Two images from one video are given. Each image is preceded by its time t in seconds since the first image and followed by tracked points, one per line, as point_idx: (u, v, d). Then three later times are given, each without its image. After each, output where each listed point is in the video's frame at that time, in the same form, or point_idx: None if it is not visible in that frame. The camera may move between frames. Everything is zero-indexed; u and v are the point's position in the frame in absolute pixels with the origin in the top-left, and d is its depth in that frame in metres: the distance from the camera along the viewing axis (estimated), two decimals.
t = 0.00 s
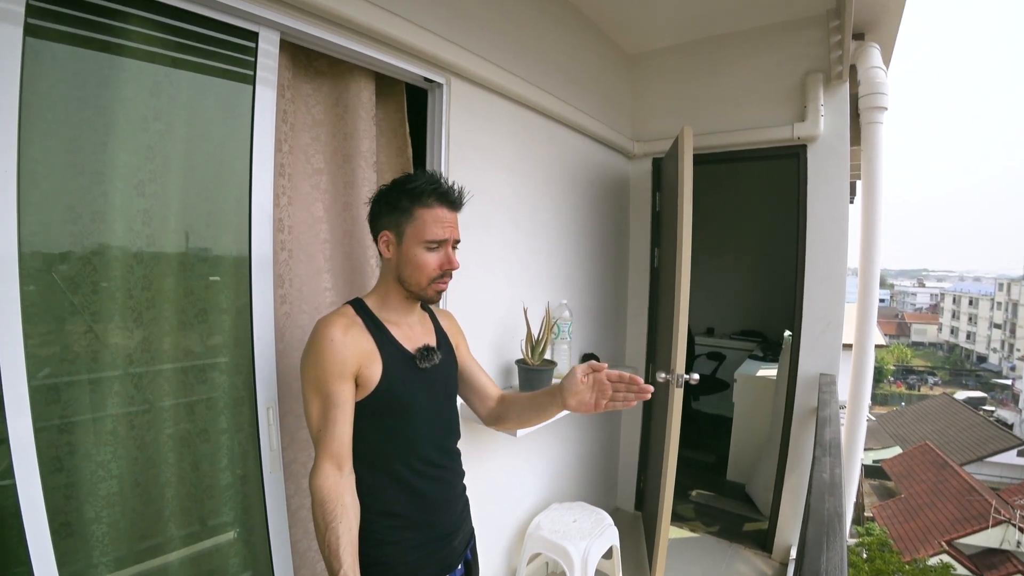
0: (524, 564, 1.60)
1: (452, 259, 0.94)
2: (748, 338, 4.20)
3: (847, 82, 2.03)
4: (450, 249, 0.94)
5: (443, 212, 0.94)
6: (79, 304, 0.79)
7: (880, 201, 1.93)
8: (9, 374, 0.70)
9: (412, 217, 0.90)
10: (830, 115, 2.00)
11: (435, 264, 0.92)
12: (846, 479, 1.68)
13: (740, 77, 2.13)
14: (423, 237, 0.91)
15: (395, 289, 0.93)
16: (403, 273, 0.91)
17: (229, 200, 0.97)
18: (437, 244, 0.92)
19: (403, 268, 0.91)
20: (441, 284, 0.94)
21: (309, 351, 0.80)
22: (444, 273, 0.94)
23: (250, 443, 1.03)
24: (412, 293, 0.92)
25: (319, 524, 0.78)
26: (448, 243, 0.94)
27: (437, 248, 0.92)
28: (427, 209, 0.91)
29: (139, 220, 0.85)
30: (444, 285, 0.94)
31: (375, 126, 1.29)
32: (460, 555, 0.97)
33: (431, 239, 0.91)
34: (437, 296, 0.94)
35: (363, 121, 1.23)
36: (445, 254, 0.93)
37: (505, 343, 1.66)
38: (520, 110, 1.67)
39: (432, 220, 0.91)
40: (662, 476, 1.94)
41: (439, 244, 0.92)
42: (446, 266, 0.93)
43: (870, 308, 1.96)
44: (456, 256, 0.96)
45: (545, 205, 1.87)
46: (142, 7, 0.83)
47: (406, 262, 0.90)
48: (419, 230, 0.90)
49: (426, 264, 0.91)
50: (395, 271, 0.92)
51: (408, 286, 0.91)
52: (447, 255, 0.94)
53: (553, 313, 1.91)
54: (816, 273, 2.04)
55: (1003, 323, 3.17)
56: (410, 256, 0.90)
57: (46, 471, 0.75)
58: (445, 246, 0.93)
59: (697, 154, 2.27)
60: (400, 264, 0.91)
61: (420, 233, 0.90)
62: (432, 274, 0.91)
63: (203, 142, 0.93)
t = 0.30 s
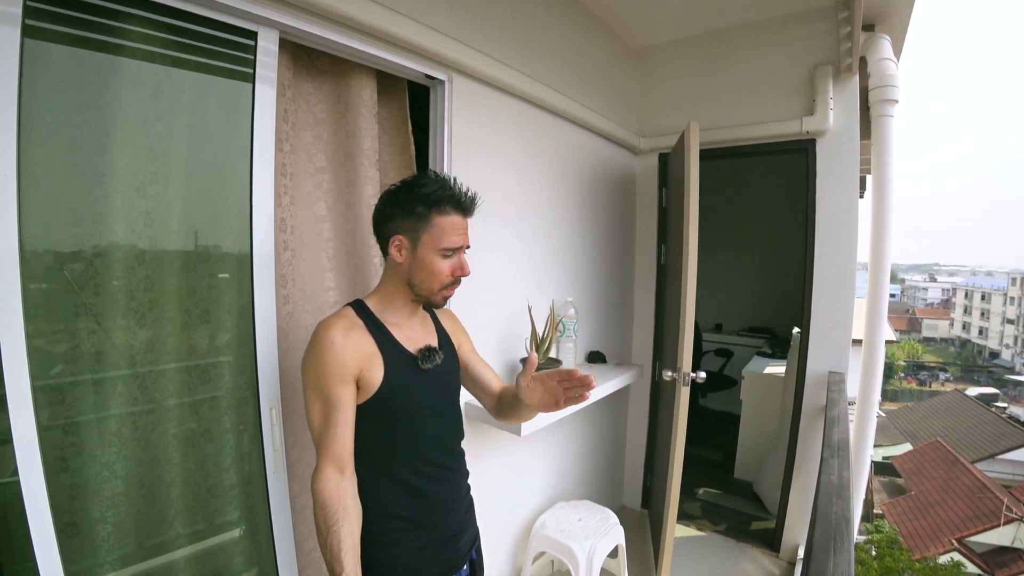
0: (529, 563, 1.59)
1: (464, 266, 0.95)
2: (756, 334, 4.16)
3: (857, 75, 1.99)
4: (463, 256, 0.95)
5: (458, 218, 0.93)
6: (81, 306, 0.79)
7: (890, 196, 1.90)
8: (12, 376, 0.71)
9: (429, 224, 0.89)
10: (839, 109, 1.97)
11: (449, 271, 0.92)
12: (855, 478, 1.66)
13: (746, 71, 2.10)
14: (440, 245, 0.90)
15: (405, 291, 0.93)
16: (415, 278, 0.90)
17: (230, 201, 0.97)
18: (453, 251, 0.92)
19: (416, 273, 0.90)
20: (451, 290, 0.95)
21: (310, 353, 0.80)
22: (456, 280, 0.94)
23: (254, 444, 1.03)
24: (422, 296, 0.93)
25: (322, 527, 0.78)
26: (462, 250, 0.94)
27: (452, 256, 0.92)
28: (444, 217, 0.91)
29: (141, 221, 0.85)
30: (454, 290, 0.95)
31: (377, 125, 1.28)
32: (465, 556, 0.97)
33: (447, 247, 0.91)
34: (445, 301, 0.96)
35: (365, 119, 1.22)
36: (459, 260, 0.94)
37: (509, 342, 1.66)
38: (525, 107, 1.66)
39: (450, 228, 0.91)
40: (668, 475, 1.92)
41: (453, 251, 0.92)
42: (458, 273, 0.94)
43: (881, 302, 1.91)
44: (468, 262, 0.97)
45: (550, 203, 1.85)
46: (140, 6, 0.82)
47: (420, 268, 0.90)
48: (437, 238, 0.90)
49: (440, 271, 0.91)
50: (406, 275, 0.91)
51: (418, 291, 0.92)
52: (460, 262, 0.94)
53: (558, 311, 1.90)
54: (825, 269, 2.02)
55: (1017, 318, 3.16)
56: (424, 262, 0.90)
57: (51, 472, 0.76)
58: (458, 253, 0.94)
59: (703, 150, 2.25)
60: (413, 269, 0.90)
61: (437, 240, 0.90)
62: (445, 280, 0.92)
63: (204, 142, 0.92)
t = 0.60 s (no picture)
0: (530, 561, 1.60)
1: (477, 268, 0.96)
2: (762, 337, 4.14)
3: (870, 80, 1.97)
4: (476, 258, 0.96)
5: (472, 221, 0.94)
6: (91, 299, 0.80)
7: (901, 201, 1.87)
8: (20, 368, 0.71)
9: (446, 227, 0.90)
10: (852, 113, 1.94)
11: (463, 273, 0.93)
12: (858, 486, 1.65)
13: (758, 73, 2.08)
14: (456, 248, 0.91)
15: (418, 293, 0.93)
16: (429, 280, 0.91)
17: (239, 196, 0.97)
18: (467, 254, 0.93)
19: (430, 275, 0.91)
20: (463, 291, 0.96)
21: (315, 353, 0.80)
22: (468, 282, 0.95)
23: (259, 438, 1.04)
24: (435, 298, 0.93)
25: (328, 524, 0.79)
26: (476, 253, 0.95)
27: (466, 258, 0.93)
28: (460, 220, 0.91)
29: (150, 216, 0.86)
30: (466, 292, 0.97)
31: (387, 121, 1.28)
32: (467, 555, 0.97)
33: (462, 250, 0.91)
34: (456, 302, 0.97)
35: (375, 115, 1.22)
36: (472, 263, 0.95)
37: (515, 341, 1.66)
38: (535, 106, 1.65)
39: (465, 231, 0.92)
40: (670, 477, 1.92)
41: (468, 254, 0.93)
42: (472, 275, 0.95)
43: (889, 307, 1.91)
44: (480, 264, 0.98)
45: (558, 202, 1.85)
46: None
47: (434, 270, 0.90)
48: (454, 241, 0.90)
49: (455, 273, 0.92)
50: (419, 277, 0.91)
51: (431, 293, 0.92)
52: (472, 264, 0.95)
53: (564, 311, 1.90)
54: (833, 274, 2.00)
55: None
56: (439, 265, 0.90)
57: (59, 463, 0.77)
58: (472, 255, 0.95)
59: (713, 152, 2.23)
60: (427, 271, 0.90)
61: (452, 243, 0.90)
62: (458, 282, 0.93)
63: (213, 137, 0.93)
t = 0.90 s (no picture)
0: (529, 559, 1.61)
1: (489, 265, 0.95)
2: (763, 343, 4.15)
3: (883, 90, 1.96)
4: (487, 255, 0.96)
5: (484, 218, 0.94)
6: (103, 286, 0.80)
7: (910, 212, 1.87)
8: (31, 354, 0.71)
9: (457, 224, 0.89)
10: (864, 124, 1.94)
11: (475, 270, 0.93)
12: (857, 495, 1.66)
13: (772, 78, 2.08)
14: (467, 245, 0.90)
15: (430, 290, 0.93)
16: (441, 277, 0.90)
17: (253, 187, 0.97)
18: (479, 251, 0.93)
19: (441, 273, 0.90)
20: (475, 288, 0.96)
21: (326, 349, 0.81)
22: (480, 279, 0.95)
23: (266, 430, 1.04)
24: (447, 295, 0.93)
25: (337, 519, 0.80)
26: (487, 250, 0.94)
27: (478, 255, 0.93)
28: (472, 216, 0.91)
29: (164, 204, 0.86)
30: (477, 289, 0.96)
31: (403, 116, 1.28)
32: (472, 554, 0.97)
33: (474, 247, 0.91)
34: (468, 299, 0.97)
35: (391, 110, 1.22)
36: (484, 260, 0.94)
37: (522, 340, 1.66)
38: (549, 105, 1.65)
39: (477, 228, 0.91)
40: (670, 480, 1.93)
41: (479, 251, 0.93)
42: (484, 272, 0.95)
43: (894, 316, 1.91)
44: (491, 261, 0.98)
45: (568, 202, 1.84)
46: None
47: (446, 268, 0.90)
48: (465, 238, 0.90)
49: (467, 271, 0.91)
50: (430, 274, 0.91)
51: (443, 290, 0.92)
52: (484, 262, 0.95)
53: (571, 311, 1.90)
54: (840, 283, 2.00)
55: None
56: (450, 262, 0.90)
57: (67, 449, 0.77)
58: (483, 252, 0.94)
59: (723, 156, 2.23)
60: (438, 269, 0.90)
61: (464, 240, 0.90)
62: (470, 279, 0.92)
63: (230, 127, 0.92)
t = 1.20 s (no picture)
0: (524, 556, 1.61)
1: (488, 255, 0.96)
2: (759, 343, 4.17)
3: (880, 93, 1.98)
4: (486, 245, 0.96)
5: (480, 208, 0.94)
6: (102, 281, 0.80)
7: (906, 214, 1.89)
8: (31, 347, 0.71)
9: (455, 215, 0.90)
10: (861, 126, 1.95)
11: (474, 260, 0.93)
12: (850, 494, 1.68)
13: (770, 79, 2.09)
14: (465, 235, 0.91)
15: (431, 284, 0.93)
16: (441, 269, 0.91)
17: (253, 183, 0.97)
18: (477, 240, 0.93)
19: (441, 264, 0.91)
20: (475, 278, 0.96)
21: (328, 343, 0.81)
22: (480, 269, 0.95)
23: (264, 425, 1.04)
24: (448, 288, 0.93)
25: (336, 514, 0.80)
26: (485, 239, 0.95)
27: (476, 245, 0.93)
28: (468, 206, 0.92)
29: (164, 199, 0.86)
30: (478, 280, 0.97)
31: (403, 112, 1.28)
32: (468, 549, 0.98)
33: (472, 236, 0.92)
34: (469, 291, 0.97)
35: (392, 106, 1.22)
36: (482, 250, 0.95)
37: (519, 337, 1.67)
38: (548, 103, 1.66)
39: (473, 218, 0.92)
40: (665, 478, 1.94)
41: (477, 241, 0.93)
42: (483, 262, 0.95)
43: (889, 316, 1.93)
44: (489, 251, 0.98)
45: (566, 201, 1.85)
46: None
47: (445, 259, 0.90)
48: (462, 228, 0.90)
49: (466, 261, 0.92)
50: (430, 267, 0.91)
51: (443, 282, 0.92)
52: (483, 251, 0.95)
53: (568, 309, 1.91)
54: (836, 284, 2.02)
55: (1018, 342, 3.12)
56: (449, 253, 0.90)
57: (65, 442, 0.77)
58: (481, 242, 0.95)
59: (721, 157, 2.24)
60: (437, 261, 0.90)
61: (461, 231, 0.91)
62: (469, 270, 0.93)
63: (230, 122, 0.93)
